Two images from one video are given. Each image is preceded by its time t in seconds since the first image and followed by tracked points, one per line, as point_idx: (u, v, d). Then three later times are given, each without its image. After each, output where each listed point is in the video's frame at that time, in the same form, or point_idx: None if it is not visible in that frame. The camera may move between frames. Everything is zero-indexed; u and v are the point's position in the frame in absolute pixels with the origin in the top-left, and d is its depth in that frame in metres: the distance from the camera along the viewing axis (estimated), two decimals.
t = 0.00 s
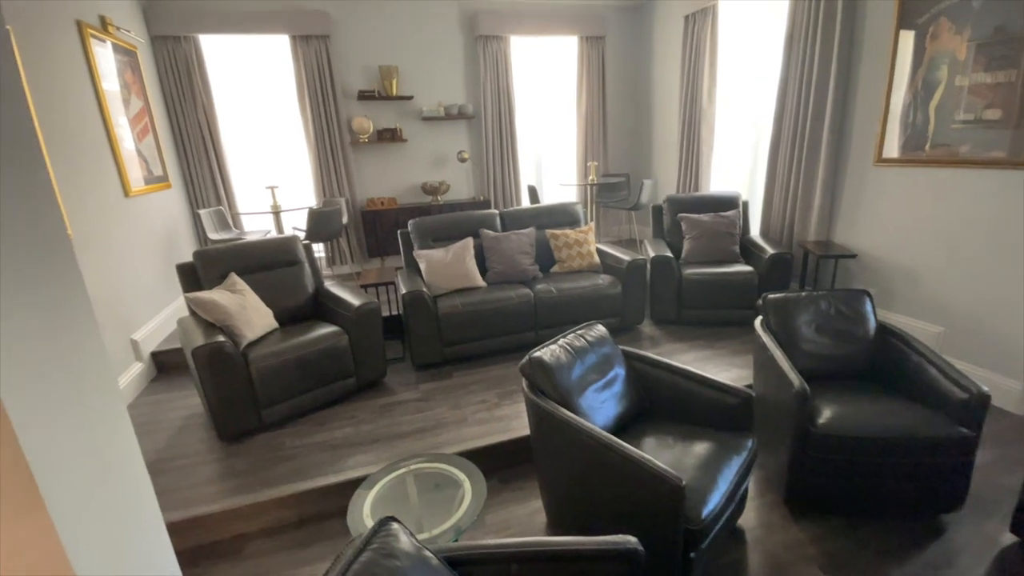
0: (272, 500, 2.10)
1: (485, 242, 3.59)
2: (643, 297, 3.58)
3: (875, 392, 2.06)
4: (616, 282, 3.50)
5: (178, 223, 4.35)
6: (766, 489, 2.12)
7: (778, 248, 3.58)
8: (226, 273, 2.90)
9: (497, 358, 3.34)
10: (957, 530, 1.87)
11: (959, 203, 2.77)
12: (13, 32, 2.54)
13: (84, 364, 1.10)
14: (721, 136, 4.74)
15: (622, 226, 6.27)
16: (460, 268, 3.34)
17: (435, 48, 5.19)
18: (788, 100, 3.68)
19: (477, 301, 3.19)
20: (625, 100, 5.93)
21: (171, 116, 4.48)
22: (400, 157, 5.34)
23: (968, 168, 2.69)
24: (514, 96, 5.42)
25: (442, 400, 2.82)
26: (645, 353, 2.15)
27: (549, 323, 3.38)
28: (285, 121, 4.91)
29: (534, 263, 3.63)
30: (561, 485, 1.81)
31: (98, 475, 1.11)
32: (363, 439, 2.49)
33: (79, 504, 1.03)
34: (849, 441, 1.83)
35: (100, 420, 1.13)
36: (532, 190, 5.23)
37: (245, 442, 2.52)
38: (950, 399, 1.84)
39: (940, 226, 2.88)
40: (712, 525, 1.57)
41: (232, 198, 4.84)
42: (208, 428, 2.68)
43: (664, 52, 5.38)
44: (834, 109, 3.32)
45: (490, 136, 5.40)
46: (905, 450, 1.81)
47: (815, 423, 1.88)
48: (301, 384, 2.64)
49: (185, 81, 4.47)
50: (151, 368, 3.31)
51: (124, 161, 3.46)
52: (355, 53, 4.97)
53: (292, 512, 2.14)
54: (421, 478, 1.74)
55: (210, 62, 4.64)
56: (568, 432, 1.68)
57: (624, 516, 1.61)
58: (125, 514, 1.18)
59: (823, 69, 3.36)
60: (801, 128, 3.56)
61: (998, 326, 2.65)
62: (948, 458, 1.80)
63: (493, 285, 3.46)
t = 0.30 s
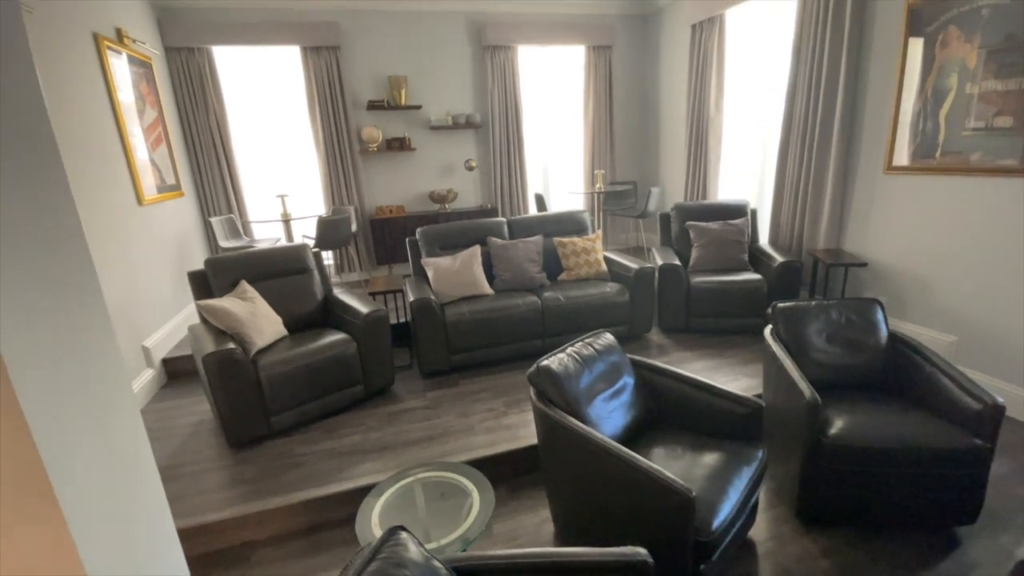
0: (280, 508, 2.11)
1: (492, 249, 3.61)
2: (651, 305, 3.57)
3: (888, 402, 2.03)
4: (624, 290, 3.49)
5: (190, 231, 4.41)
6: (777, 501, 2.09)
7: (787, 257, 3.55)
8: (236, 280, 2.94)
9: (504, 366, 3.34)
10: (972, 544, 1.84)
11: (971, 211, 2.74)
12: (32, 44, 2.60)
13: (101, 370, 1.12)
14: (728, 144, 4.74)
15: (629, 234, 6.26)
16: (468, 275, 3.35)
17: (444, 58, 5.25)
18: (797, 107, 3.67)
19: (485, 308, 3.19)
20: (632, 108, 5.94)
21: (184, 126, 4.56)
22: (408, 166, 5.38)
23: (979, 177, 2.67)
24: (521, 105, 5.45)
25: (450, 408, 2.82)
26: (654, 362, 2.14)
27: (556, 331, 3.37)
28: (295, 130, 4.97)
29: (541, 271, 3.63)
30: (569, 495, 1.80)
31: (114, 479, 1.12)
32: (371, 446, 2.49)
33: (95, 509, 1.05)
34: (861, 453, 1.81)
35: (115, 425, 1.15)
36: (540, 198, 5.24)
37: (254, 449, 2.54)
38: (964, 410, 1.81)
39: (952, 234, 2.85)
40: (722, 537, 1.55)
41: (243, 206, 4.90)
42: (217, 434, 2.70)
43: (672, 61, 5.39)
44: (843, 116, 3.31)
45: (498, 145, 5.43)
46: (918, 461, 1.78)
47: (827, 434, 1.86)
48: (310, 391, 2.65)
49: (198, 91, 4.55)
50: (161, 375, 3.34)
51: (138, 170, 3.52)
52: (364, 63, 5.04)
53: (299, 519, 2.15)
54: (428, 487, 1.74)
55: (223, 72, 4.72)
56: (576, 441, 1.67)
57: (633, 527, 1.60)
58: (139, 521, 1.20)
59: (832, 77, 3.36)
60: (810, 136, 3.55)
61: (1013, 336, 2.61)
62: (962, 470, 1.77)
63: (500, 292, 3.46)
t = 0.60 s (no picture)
0: (286, 516, 2.11)
1: (498, 257, 3.62)
2: (657, 313, 3.56)
3: (897, 412, 2.01)
4: (630, 298, 3.49)
5: (199, 239, 4.45)
6: (785, 512, 2.07)
7: (794, 264, 3.54)
8: (244, 288, 2.96)
9: (510, 374, 3.34)
10: (985, 557, 1.81)
11: (980, 219, 2.73)
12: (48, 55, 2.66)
13: (119, 375, 1.13)
14: (734, 152, 4.74)
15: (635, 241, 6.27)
16: (473, 283, 3.36)
17: (451, 68, 5.30)
18: (802, 115, 3.68)
19: (490, 316, 3.20)
20: (637, 116, 5.96)
21: (194, 135, 4.62)
22: (415, 174, 5.42)
23: (987, 185, 2.66)
24: (527, 114, 5.49)
25: (456, 416, 2.82)
26: (660, 371, 2.13)
27: (562, 339, 3.37)
28: (303, 139, 5.02)
29: (546, 278, 3.64)
30: (575, 504, 1.79)
31: (130, 484, 1.13)
32: (377, 454, 2.49)
33: (110, 513, 1.06)
34: (870, 464, 1.79)
35: (131, 430, 1.16)
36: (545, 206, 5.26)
37: (260, 456, 2.54)
38: (974, 420, 1.79)
39: (961, 242, 2.83)
40: (730, 549, 1.54)
41: (251, 214, 4.95)
42: (224, 441, 2.71)
43: (677, 70, 5.42)
44: (849, 124, 3.31)
45: (504, 153, 5.46)
46: (928, 472, 1.76)
47: (835, 444, 1.84)
48: (316, 398, 2.66)
49: (208, 101, 4.62)
50: (169, 381, 3.36)
51: (149, 179, 3.57)
52: (372, 74, 5.10)
53: (305, 527, 2.15)
54: (435, 495, 1.74)
55: (233, 82, 4.78)
56: (582, 450, 1.67)
57: (640, 538, 1.59)
58: (150, 530, 1.20)
59: (838, 85, 3.36)
60: (816, 144, 3.55)
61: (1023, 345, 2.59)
62: (973, 481, 1.75)
63: (506, 300, 3.47)
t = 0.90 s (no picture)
0: (291, 522, 2.11)
1: (502, 263, 3.63)
2: (662, 320, 3.56)
3: (905, 421, 2.00)
4: (634, 305, 3.49)
5: (206, 246, 4.49)
6: (792, 521, 2.06)
7: (799, 271, 3.53)
8: (251, 294, 2.98)
9: (514, 381, 3.34)
10: (994, 567, 1.79)
11: (986, 225, 2.72)
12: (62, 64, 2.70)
13: (129, 379, 1.14)
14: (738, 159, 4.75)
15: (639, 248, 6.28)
16: (478, 289, 3.37)
17: (457, 76, 5.34)
18: (806, 122, 3.68)
19: (495, 322, 3.20)
20: (641, 124, 5.99)
21: (202, 143, 4.66)
22: (420, 181, 5.46)
23: (993, 192, 2.66)
24: (532, 121, 5.53)
25: (460, 423, 2.82)
26: (665, 379, 2.13)
27: (566, 346, 3.37)
28: (310, 146, 5.07)
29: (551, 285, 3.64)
30: (581, 513, 1.78)
31: (140, 488, 1.14)
32: (382, 461, 2.50)
33: (121, 519, 1.06)
34: (878, 473, 1.78)
35: (141, 434, 1.16)
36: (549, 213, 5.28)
37: (266, 462, 2.55)
38: (982, 428, 1.78)
39: (967, 248, 2.82)
40: (737, 558, 1.53)
41: (258, 221, 4.99)
42: (230, 447, 2.72)
43: (681, 77, 5.45)
44: (854, 131, 3.32)
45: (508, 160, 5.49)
46: (936, 481, 1.75)
47: (842, 453, 1.83)
48: (322, 405, 2.67)
49: (217, 109, 4.67)
50: (176, 387, 3.38)
51: (157, 186, 3.60)
52: (379, 82, 5.15)
53: (310, 534, 2.15)
54: (440, 503, 1.74)
55: (241, 91, 4.84)
56: (588, 458, 1.67)
57: (646, 546, 1.59)
58: (160, 536, 1.21)
59: (843, 93, 3.37)
60: (820, 151, 3.56)
61: None
62: (982, 490, 1.73)
63: (510, 307, 3.48)
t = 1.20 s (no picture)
0: (295, 527, 2.11)
1: (506, 269, 3.64)
2: (665, 326, 3.56)
3: (910, 427, 1.99)
4: (638, 310, 3.49)
5: (211, 252, 4.52)
6: (797, 529, 2.04)
7: (803, 278, 3.53)
8: (256, 299, 3.00)
9: (518, 386, 3.34)
10: None
11: (990, 231, 2.71)
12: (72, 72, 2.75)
13: (138, 382, 1.15)
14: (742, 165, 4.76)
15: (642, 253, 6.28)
16: (481, 295, 3.37)
17: (460, 83, 5.38)
18: (810, 128, 3.69)
19: (498, 328, 3.21)
20: (644, 130, 6.01)
21: (208, 149, 4.71)
22: (424, 187, 5.49)
23: (997, 198, 2.66)
24: (535, 128, 5.55)
25: (463, 429, 2.82)
26: (669, 385, 2.13)
27: (569, 351, 3.37)
28: (315, 153, 5.11)
29: (554, 291, 3.65)
30: (585, 519, 1.78)
31: (148, 491, 1.15)
32: (385, 466, 2.50)
33: (128, 522, 1.07)
34: (883, 480, 1.77)
35: (149, 438, 1.18)
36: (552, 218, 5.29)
37: (270, 467, 2.56)
38: (988, 435, 1.77)
39: (971, 254, 2.82)
40: (742, 565, 1.52)
41: (263, 227, 5.02)
42: (234, 452, 2.73)
43: (683, 84, 5.47)
44: (857, 137, 3.32)
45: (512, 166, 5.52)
46: (942, 488, 1.73)
47: (847, 460, 1.83)
48: (326, 410, 2.68)
49: (223, 116, 4.72)
50: (181, 392, 3.39)
51: (164, 192, 3.64)
52: (383, 90, 5.20)
53: (314, 539, 2.15)
54: (444, 508, 1.74)
55: (247, 98, 4.89)
56: (592, 464, 1.66)
57: (651, 553, 1.58)
58: (167, 539, 1.22)
59: (845, 100, 3.38)
60: (823, 158, 3.56)
61: None
62: (989, 497, 1.72)
63: (514, 312, 3.48)
